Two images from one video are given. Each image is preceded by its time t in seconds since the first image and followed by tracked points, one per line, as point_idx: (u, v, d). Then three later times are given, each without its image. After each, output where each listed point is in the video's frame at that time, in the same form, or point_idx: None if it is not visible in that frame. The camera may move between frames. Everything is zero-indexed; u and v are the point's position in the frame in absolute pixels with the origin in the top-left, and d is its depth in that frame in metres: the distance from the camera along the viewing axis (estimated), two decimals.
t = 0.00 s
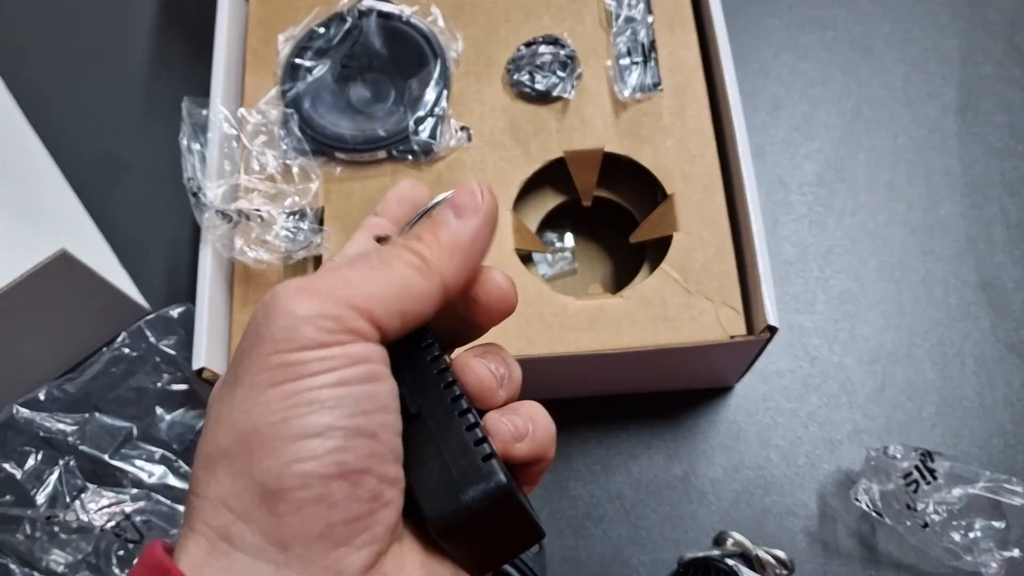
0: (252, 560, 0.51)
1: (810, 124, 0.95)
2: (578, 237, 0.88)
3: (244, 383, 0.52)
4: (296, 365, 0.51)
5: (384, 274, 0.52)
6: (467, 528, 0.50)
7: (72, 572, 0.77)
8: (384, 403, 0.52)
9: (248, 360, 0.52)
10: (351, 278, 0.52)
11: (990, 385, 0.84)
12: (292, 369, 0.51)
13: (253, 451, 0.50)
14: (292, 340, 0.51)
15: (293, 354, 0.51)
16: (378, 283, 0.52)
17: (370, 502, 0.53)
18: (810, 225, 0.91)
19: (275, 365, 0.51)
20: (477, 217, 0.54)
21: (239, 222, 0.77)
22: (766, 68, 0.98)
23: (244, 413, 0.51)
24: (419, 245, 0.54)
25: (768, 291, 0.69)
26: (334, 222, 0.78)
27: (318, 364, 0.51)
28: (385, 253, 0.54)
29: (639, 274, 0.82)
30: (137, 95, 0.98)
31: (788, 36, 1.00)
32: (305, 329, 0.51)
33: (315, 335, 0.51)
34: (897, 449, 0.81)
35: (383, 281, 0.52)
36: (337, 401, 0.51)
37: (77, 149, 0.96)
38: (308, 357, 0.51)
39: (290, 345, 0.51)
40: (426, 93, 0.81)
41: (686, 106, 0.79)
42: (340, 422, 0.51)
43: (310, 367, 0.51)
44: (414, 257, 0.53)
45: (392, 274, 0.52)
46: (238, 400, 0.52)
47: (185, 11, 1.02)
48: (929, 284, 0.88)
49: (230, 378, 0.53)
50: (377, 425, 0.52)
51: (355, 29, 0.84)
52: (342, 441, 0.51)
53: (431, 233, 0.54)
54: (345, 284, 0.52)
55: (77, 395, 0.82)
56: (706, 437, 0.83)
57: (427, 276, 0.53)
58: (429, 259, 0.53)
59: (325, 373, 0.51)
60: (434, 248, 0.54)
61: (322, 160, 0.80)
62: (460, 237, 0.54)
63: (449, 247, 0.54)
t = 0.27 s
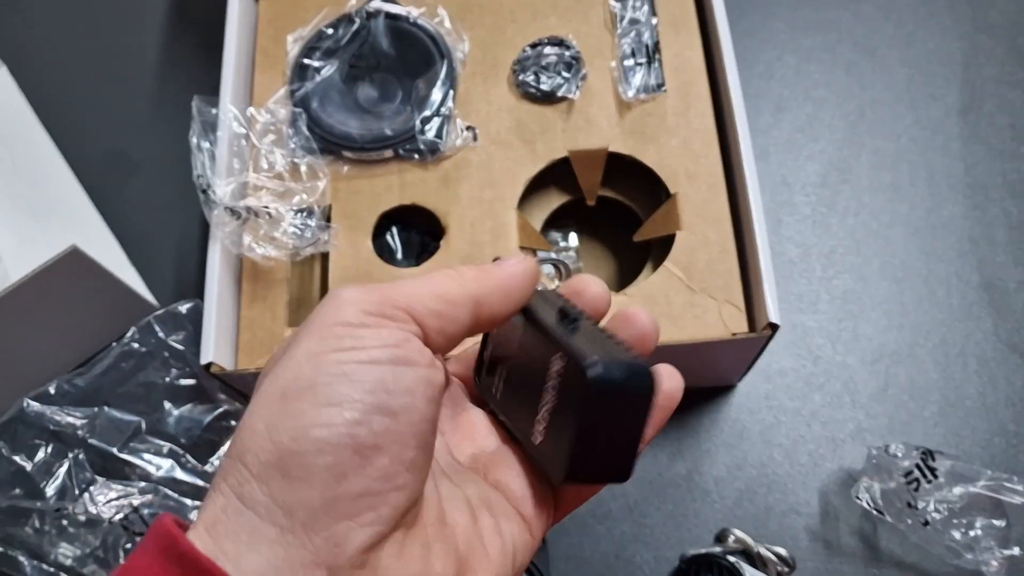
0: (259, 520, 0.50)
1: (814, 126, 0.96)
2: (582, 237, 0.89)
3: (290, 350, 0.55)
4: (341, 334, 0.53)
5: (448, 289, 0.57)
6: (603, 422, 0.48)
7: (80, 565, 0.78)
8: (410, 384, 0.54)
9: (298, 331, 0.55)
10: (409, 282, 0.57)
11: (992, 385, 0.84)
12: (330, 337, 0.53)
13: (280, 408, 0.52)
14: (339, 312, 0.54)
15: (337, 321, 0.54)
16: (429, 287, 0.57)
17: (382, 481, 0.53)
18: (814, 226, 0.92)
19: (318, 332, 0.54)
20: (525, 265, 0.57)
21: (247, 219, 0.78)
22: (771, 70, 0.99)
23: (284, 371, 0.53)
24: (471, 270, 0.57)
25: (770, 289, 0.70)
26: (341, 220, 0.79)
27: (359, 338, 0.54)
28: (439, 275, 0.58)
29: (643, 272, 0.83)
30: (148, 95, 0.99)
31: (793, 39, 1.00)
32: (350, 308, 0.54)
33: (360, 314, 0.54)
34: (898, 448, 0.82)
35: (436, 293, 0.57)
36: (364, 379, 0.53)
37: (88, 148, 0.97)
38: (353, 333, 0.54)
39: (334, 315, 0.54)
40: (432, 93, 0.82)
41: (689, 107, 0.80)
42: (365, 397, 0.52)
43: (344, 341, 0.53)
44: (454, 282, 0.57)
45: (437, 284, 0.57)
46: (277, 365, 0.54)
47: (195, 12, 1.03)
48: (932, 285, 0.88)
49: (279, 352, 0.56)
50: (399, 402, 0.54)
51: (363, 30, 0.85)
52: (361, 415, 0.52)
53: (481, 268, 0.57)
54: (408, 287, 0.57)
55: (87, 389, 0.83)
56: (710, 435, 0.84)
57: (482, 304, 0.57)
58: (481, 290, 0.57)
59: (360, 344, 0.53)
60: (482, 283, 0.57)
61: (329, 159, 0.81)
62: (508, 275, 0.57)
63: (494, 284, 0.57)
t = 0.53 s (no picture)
0: (269, 562, 0.50)
1: (819, 126, 0.96)
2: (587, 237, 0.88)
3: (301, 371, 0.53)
4: (360, 359, 0.53)
5: (453, 292, 0.56)
6: (654, 463, 0.54)
7: (82, 565, 0.79)
8: (428, 418, 0.54)
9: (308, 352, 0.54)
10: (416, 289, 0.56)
11: (998, 386, 0.84)
12: (340, 365, 0.53)
13: (292, 444, 0.51)
14: (353, 335, 0.53)
15: (354, 344, 0.53)
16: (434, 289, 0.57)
17: (397, 518, 0.53)
18: (819, 226, 0.91)
19: (331, 358, 0.53)
20: (540, 254, 0.56)
21: (252, 217, 0.79)
22: (775, 70, 0.99)
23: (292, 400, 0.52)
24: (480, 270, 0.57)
25: (776, 287, 0.69)
26: (345, 219, 0.79)
27: (372, 360, 0.53)
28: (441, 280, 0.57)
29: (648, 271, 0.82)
30: (151, 95, 0.99)
31: (798, 39, 1.00)
32: (360, 326, 0.54)
33: (370, 331, 0.54)
34: (905, 449, 0.81)
35: (447, 295, 0.56)
36: (378, 411, 0.52)
37: (91, 148, 0.97)
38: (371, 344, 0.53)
39: (346, 339, 0.53)
40: (436, 92, 0.82)
41: (694, 105, 0.79)
42: (378, 431, 0.52)
43: (353, 370, 0.53)
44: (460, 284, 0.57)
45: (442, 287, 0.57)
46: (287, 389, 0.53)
47: (199, 12, 1.03)
48: (938, 285, 0.88)
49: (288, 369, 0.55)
50: (416, 438, 0.53)
51: (367, 29, 0.85)
52: (375, 450, 0.52)
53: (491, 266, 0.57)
54: (417, 297, 0.56)
55: (90, 387, 0.82)
56: (714, 436, 0.83)
57: (495, 299, 0.56)
58: (492, 287, 0.56)
59: (372, 375, 0.53)
60: (494, 278, 0.56)
61: (333, 158, 0.81)
62: (520, 272, 0.56)
63: (504, 280, 0.56)
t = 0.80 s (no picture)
0: None
1: (824, 126, 0.96)
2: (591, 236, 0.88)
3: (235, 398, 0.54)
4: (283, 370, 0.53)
5: (360, 272, 0.58)
6: (662, 431, 0.56)
7: (87, 562, 0.79)
8: (371, 424, 0.54)
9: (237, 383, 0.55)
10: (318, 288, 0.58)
11: (1004, 385, 0.84)
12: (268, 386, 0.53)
13: (241, 487, 0.51)
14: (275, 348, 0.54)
15: (275, 356, 0.54)
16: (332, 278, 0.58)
17: (366, 533, 0.51)
18: (824, 226, 0.91)
19: (258, 382, 0.54)
20: (427, 225, 0.62)
21: (257, 215, 0.79)
22: (781, 70, 0.99)
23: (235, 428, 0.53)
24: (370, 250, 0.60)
25: (781, 286, 0.70)
26: (350, 217, 0.79)
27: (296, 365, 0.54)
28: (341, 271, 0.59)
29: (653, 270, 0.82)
30: (157, 94, 0.99)
31: (803, 39, 1.00)
32: (277, 336, 0.55)
33: (285, 338, 0.55)
34: (910, 447, 0.81)
35: (352, 281, 0.58)
36: (315, 428, 0.52)
37: (97, 146, 0.98)
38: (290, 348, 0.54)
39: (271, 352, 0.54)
40: (442, 90, 0.82)
41: (699, 104, 0.79)
42: (321, 452, 0.52)
43: (286, 395, 0.53)
44: (352, 265, 0.59)
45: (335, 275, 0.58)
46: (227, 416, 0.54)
47: (204, 11, 1.03)
48: (943, 285, 0.88)
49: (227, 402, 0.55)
50: (361, 446, 0.53)
51: (373, 28, 0.85)
52: (325, 471, 0.51)
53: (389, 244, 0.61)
54: (323, 288, 0.57)
55: (96, 384, 0.83)
56: (719, 435, 0.83)
57: (404, 270, 0.60)
58: (392, 260, 0.60)
59: (303, 390, 0.53)
60: (387, 249, 0.60)
61: (339, 156, 0.81)
62: (410, 245, 0.61)
63: (408, 253, 0.60)
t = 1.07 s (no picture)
0: None
1: (826, 126, 0.96)
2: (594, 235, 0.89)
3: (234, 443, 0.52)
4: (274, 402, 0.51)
5: (311, 269, 0.54)
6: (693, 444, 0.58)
7: (92, 559, 0.79)
8: (382, 452, 0.52)
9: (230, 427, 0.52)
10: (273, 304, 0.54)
11: (1005, 384, 0.84)
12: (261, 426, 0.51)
13: (258, 530, 0.50)
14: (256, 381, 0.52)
15: (259, 390, 0.51)
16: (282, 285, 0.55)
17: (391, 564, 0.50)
18: (826, 226, 0.91)
19: (252, 422, 0.51)
20: (352, 187, 0.56)
21: (262, 214, 0.79)
22: (783, 70, 0.99)
23: (242, 474, 0.51)
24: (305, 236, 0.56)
25: (783, 285, 0.70)
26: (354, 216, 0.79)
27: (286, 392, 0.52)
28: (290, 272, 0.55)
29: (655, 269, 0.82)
30: (162, 93, 1.00)
31: (805, 40, 1.01)
32: (254, 368, 0.52)
33: (261, 367, 0.52)
34: (911, 446, 0.81)
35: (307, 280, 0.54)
36: (326, 466, 0.50)
37: (103, 146, 0.98)
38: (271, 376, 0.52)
39: (254, 384, 0.52)
40: (446, 91, 0.83)
41: (702, 104, 0.80)
42: (336, 489, 0.50)
43: (287, 431, 0.50)
44: (300, 261, 0.55)
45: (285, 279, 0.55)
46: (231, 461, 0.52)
47: (209, 11, 1.04)
48: (944, 285, 0.88)
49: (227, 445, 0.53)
50: (374, 475, 0.51)
51: (377, 29, 0.85)
52: (343, 509, 0.50)
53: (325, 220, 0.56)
54: (279, 302, 0.54)
55: (101, 381, 0.83)
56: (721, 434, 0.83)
57: (359, 244, 0.57)
58: (337, 238, 0.56)
59: (302, 425, 0.51)
60: (327, 228, 0.56)
61: (343, 156, 0.82)
62: (348, 216, 0.56)
63: (349, 225, 0.56)
